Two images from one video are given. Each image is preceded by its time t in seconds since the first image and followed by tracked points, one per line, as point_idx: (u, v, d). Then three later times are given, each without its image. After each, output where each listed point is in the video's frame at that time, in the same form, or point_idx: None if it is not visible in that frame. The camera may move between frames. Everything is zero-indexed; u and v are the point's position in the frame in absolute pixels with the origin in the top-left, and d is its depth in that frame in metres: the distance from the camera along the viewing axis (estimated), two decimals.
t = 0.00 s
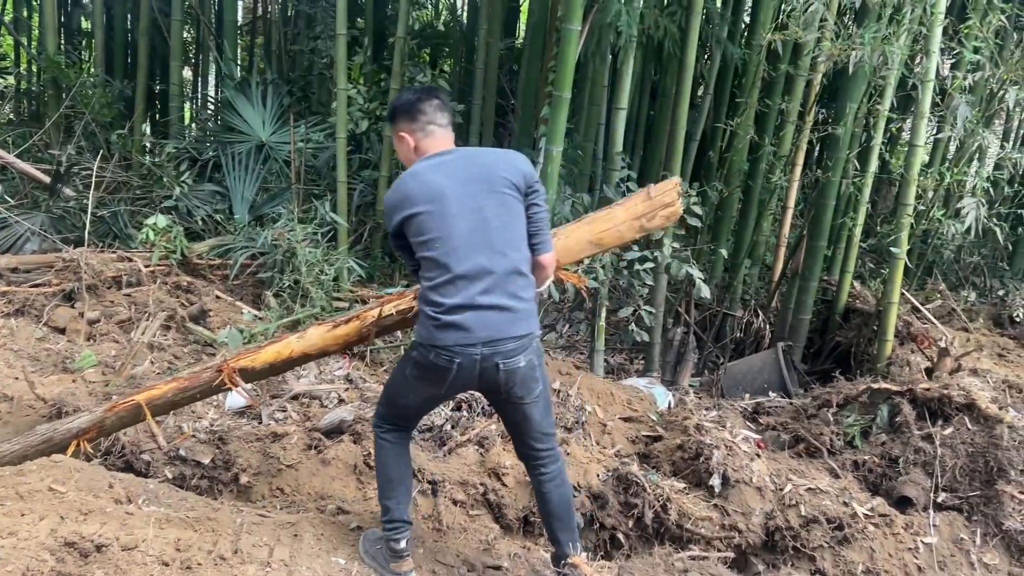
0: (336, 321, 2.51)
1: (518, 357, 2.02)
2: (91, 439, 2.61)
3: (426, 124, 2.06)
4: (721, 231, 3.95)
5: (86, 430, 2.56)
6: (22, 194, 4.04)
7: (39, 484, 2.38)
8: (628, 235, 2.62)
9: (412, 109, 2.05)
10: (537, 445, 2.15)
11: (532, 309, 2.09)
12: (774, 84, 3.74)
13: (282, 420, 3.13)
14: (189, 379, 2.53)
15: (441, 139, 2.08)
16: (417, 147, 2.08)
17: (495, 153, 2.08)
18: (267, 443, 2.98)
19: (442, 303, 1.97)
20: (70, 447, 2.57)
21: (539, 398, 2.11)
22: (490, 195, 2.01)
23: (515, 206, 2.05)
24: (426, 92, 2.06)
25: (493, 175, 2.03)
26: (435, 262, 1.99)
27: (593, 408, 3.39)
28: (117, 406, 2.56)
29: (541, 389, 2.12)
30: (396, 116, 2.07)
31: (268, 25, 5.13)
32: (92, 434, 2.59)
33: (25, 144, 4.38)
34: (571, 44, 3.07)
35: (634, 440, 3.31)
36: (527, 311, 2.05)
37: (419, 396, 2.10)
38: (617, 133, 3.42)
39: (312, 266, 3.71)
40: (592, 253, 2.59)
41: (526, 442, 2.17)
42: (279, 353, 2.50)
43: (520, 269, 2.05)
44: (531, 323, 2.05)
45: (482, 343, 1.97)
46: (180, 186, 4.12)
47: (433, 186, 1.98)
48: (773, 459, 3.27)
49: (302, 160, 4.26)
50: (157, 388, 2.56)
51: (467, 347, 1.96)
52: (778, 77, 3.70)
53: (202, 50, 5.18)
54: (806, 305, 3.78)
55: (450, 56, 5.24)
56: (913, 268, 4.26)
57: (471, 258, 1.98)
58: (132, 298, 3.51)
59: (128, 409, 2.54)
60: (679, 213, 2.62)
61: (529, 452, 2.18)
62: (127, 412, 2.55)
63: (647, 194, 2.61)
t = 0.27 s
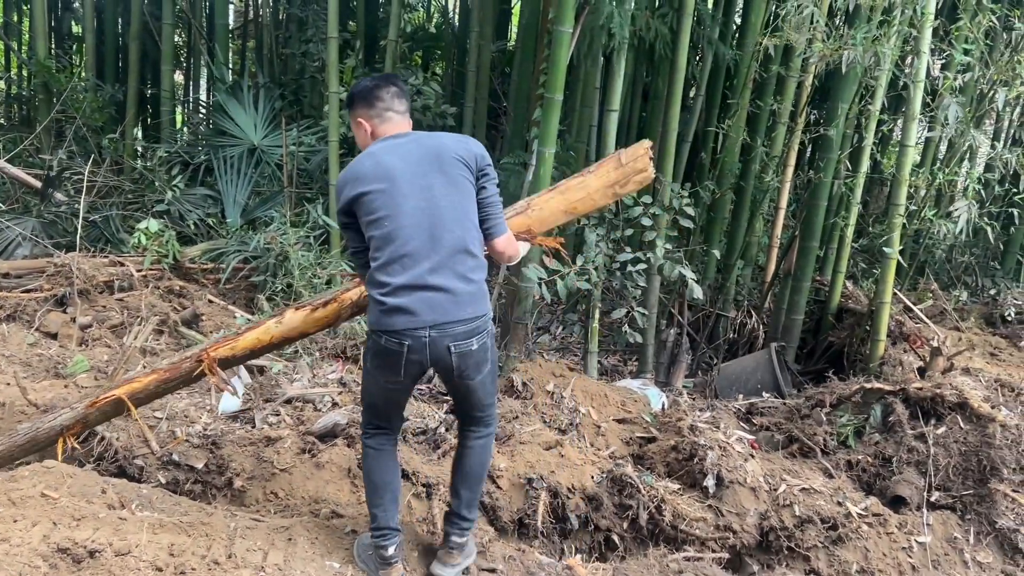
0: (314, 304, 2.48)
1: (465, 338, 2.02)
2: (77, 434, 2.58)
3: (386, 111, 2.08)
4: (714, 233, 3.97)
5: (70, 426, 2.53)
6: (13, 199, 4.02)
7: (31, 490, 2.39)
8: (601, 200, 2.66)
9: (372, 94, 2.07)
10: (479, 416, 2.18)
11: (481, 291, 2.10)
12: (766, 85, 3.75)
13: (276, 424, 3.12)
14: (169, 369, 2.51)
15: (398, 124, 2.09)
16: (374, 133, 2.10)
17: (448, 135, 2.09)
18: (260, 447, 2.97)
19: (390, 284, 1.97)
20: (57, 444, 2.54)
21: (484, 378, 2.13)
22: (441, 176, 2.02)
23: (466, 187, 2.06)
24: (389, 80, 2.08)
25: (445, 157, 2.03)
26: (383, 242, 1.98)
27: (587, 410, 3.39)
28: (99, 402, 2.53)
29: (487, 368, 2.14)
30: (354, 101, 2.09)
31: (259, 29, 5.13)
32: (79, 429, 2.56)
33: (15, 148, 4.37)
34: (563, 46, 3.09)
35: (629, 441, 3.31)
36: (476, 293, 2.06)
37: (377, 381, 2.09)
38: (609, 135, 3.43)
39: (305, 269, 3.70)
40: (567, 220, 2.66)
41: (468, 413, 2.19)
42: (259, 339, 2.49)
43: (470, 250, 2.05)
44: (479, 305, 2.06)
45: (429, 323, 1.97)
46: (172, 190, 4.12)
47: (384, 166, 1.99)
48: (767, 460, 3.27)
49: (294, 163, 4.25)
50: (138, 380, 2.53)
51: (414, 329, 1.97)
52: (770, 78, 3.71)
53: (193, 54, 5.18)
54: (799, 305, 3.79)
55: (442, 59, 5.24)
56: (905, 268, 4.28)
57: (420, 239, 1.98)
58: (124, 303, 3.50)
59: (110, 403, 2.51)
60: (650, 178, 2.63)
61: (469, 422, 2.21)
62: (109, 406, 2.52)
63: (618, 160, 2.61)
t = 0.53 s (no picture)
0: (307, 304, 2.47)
1: (451, 351, 2.04)
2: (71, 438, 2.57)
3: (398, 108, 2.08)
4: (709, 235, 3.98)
5: (64, 431, 2.52)
6: (7, 205, 4.02)
7: (27, 497, 2.38)
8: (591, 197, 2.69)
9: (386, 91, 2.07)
10: (459, 433, 2.16)
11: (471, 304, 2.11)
12: (760, 87, 3.76)
13: (272, 429, 3.12)
14: (164, 372, 2.50)
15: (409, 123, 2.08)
16: (384, 129, 2.09)
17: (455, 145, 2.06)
18: (257, 452, 2.97)
19: (382, 291, 1.98)
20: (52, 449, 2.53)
21: (466, 392, 2.12)
22: (444, 188, 2.00)
23: (468, 201, 2.04)
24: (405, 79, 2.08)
25: (451, 169, 2.01)
26: (380, 248, 1.98)
27: (584, 412, 3.39)
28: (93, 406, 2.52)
29: (471, 382, 2.14)
30: (368, 96, 2.07)
31: (254, 34, 5.13)
32: (73, 433, 2.55)
33: (10, 155, 4.36)
34: (558, 49, 3.10)
35: (626, 444, 3.31)
36: (466, 307, 2.06)
37: (359, 379, 2.12)
38: (604, 137, 3.43)
39: (301, 274, 3.71)
40: (557, 218, 2.67)
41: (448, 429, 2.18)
42: (255, 340, 2.46)
43: (464, 264, 2.05)
44: (467, 319, 2.06)
45: (417, 334, 1.98)
46: (167, 195, 4.12)
47: (388, 172, 1.97)
48: (764, 461, 3.27)
49: (290, 168, 4.25)
50: (134, 384, 2.52)
51: (401, 339, 1.99)
52: (764, 80, 3.71)
53: (188, 59, 5.18)
54: (794, 306, 3.79)
55: (437, 63, 5.25)
56: (900, 269, 4.28)
57: (416, 250, 1.98)
58: (120, 309, 3.50)
59: (105, 407, 2.50)
60: (640, 174, 2.69)
61: (449, 439, 2.19)
62: (104, 410, 2.51)
63: (608, 158, 2.66)
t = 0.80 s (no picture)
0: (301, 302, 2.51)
1: (425, 351, 2.03)
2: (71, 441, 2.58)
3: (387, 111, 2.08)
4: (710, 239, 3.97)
5: (64, 433, 2.53)
6: (8, 212, 4.02)
7: (29, 505, 2.38)
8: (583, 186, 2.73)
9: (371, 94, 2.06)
10: (446, 434, 2.15)
11: (448, 305, 2.10)
12: (760, 90, 3.75)
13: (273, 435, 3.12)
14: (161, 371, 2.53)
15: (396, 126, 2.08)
16: (370, 132, 2.08)
17: (437, 147, 2.07)
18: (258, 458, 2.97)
19: (357, 290, 2.01)
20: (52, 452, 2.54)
21: (449, 390, 2.11)
22: (420, 190, 2.01)
23: (445, 202, 2.04)
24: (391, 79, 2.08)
25: (429, 171, 2.02)
26: (356, 247, 2.01)
27: (585, 416, 3.39)
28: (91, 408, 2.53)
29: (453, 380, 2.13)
30: (353, 98, 2.08)
31: (253, 39, 5.14)
32: (73, 435, 2.56)
33: (10, 161, 4.37)
34: (557, 53, 3.11)
35: (627, 448, 3.31)
36: (441, 308, 2.06)
37: (332, 370, 2.15)
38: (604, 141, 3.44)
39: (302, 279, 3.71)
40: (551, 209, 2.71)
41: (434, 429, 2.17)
42: (251, 339, 2.49)
43: (440, 265, 2.05)
44: (443, 320, 2.06)
45: (389, 333, 2.00)
46: (167, 202, 4.13)
47: (367, 174, 1.99)
48: (766, 464, 3.27)
49: (289, 173, 4.26)
50: (131, 384, 2.55)
51: (373, 335, 2.01)
52: (764, 83, 3.70)
53: (187, 65, 5.19)
54: (795, 309, 3.78)
55: (436, 67, 5.26)
56: (901, 270, 4.28)
57: (391, 250, 2.00)
58: (121, 315, 3.50)
59: (105, 408, 2.52)
60: (632, 163, 2.73)
61: (439, 441, 2.17)
62: (103, 411, 2.53)
63: (599, 148, 2.70)
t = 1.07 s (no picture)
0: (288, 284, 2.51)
1: (377, 367, 2.08)
2: (63, 433, 2.60)
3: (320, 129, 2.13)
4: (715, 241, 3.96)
5: (56, 425, 2.55)
6: (13, 218, 4.03)
7: (35, 511, 2.37)
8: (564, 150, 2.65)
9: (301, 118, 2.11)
10: (422, 441, 2.21)
11: (399, 319, 2.14)
12: (764, 92, 3.74)
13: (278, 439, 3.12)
14: (151, 358, 2.55)
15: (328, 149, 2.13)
16: (305, 157, 2.15)
17: (370, 167, 2.10)
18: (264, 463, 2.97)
19: (304, 316, 2.08)
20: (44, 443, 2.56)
21: (413, 399, 2.16)
22: (355, 212, 2.05)
23: (382, 221, 2.08)
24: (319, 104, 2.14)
25: (362, 192, 2.05)
26: (299, 277, 2.09)
27: (591, 420, 3.38)
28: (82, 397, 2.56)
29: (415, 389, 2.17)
30: (286, 124, 2.14)
31: (256, 45, 5.15)
32: (64, 428, 2.58)
33: (14, 167, 4.37)
34: (561, 56, 3.11)
35: (633, 451, 3.29)
36: (389, 323, 2.09)
37: (294, 399, 2.23)
38: (608, 144, 3.43)
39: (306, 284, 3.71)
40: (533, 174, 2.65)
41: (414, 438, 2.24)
42: (239, 319, 2.51)
43: (383, 283, 2.09)
44: (393, 335, 2.09)
45: (339, 353, 2.05)
46: (171, 207, 4.14)
47: (301, 204, 2.06)
48: (773, 467, 3.25)
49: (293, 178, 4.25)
50: (122, 371, 2.57)
51: (324, 359, 2.07)
52: (768, 85, 3.70)
53: (191, 70, 5.20)
54: (801, 311, 3.76)
55: (439, 71, 5.26)
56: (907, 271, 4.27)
57: (331, 274, 2.05)
58: (126, 320, 3.50)
59: (94, 397, 2.54)
60: (608, 120, 2.62)
61: (418, 447, 2.23)
62: (94, 400, 2.55)
63: (575, 108, 2.63)
